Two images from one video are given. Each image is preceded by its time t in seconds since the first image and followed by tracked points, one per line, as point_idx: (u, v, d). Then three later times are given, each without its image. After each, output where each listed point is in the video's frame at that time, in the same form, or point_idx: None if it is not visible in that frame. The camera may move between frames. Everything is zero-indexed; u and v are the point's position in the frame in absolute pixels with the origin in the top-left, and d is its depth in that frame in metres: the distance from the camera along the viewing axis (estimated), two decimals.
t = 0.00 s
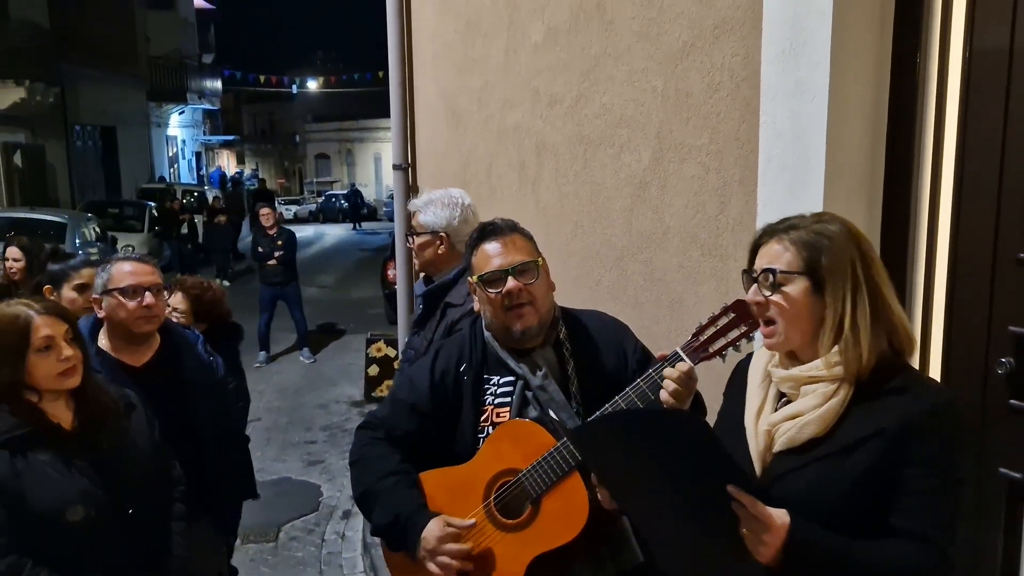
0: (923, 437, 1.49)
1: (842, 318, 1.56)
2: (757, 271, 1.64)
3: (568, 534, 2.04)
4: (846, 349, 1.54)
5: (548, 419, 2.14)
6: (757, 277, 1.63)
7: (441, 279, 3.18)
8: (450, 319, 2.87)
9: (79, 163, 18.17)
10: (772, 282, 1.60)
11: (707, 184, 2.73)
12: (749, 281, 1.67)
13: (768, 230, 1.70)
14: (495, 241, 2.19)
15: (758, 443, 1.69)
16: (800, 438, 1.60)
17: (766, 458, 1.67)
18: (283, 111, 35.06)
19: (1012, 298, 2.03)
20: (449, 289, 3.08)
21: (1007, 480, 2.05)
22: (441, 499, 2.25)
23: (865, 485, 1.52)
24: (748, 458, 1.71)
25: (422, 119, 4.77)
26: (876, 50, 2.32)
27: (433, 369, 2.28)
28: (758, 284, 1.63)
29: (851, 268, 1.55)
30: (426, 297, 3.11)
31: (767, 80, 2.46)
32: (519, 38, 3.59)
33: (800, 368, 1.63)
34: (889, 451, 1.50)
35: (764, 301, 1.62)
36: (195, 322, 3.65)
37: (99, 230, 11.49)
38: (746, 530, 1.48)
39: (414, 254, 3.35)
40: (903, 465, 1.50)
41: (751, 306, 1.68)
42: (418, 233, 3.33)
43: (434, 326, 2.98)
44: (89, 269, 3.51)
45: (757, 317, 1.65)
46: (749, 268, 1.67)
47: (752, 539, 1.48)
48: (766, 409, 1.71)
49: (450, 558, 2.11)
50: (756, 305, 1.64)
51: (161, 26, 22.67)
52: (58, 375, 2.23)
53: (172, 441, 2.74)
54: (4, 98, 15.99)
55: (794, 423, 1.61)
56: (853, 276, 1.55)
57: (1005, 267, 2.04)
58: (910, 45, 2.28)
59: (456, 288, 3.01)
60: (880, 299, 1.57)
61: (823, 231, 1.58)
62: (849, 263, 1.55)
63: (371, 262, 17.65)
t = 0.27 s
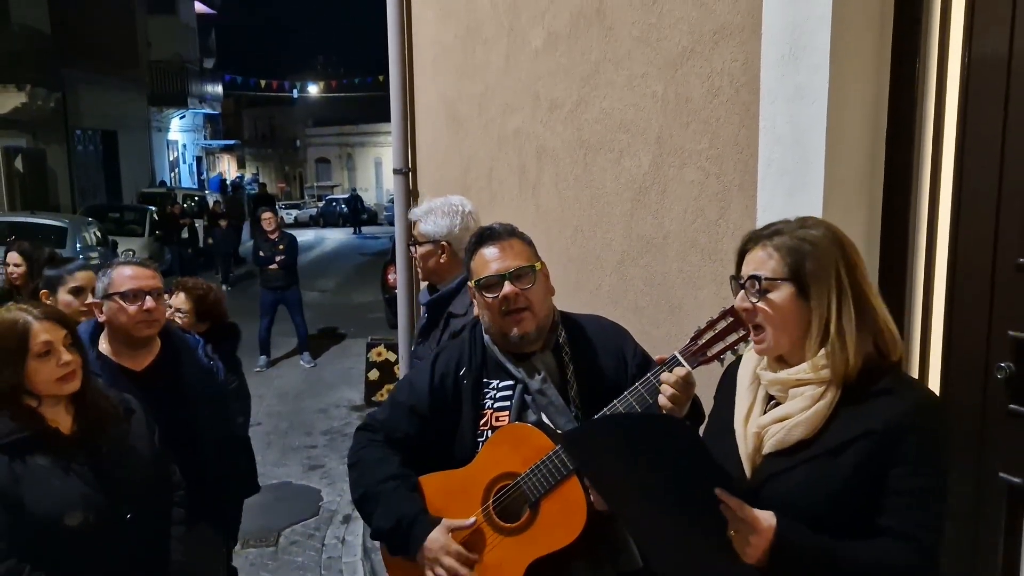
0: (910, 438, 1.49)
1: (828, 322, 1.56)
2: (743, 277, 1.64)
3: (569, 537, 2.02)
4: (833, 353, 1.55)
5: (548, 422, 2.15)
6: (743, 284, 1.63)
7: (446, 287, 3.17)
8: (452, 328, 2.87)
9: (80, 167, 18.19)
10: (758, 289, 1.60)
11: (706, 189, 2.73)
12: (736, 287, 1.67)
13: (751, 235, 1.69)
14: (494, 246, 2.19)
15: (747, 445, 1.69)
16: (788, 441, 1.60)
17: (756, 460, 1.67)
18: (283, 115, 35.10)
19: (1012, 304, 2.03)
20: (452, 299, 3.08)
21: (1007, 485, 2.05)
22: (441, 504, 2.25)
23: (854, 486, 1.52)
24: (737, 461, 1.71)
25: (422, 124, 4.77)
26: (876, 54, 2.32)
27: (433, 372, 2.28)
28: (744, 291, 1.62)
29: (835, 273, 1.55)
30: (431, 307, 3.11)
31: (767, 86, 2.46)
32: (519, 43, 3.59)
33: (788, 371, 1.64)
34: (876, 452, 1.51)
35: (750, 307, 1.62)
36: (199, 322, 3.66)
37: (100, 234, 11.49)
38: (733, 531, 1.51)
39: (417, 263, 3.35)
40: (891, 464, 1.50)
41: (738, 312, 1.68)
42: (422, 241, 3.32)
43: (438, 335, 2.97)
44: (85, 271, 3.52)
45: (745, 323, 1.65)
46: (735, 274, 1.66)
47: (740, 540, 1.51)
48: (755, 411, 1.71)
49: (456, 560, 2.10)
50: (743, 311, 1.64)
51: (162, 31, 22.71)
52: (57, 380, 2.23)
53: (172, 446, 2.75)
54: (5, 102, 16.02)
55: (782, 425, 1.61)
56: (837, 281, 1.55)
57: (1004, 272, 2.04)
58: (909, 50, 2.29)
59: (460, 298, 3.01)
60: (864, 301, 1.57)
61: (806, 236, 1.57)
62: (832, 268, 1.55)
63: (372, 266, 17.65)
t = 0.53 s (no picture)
0: (903, 439, 1.49)
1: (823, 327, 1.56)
2: (739, 285, 1.65)
3: (569, 542, 2.04)
4: (827, 357, 1.55)
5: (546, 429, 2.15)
6: (740, 293, 1.64)
7: (447, 293, 3.18)
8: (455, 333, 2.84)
9: (81, 172, 18.21)
10: (753, 297, 1.61)
11: (707, 194, 2.74)
12: (733, 295, 1.68)
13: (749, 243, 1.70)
14: (492, 251, 2.18)
15: (746, 450, 1.70)
16: (786, 445, 1.60)
17: (756, 464, 1.68)
18: (284, 120, 35.14)
19: (1013, 308, 2.03)
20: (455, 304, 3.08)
21: (1009, 490, 2.05)
22: (440, 510, 2.25)
23: (849, 488, 1.52)
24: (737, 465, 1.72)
25: (423, 128, 4.78)
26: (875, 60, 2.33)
27: (434, 377, 2.28)
28: (741, 300, 1.64)
29: (828, 278, 1.55)
30: (433, 313, 3.14)
31: (768, 91, 2.47)
32: (520, 48, 3.60)
33: (785, 376, 1.64)
34: (871, 455, 1.51)
35: (747, 315, 1.63)
36: (207, 326, 3.66)
37: (101, 239, 11.50)
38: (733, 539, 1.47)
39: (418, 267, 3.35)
40: (885, 468, 1.50)
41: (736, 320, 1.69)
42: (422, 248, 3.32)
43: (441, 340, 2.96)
44: (81, 277, 3.51)
45: (742, 330, 1.66)
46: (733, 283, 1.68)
47: (739, 549, 1.47)
48: (754, 414, 1.73)
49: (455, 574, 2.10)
50: (740, 320, 1.65)
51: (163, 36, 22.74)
52: (57, 384, 2.23)
53: (172, 451, 2.74)
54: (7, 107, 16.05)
55: (780, 430, 1.62)
56: (830, 287, 1.55)
57: (1005, 277, 2.04)
58: (908, 55, 2.29)
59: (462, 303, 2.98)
60: (859, 305, 1.57)
61: (798, 242, 1.59)
62: (825, 274, 1.55)
63: (373, 271, 17.65)
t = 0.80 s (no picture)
0: (912, 447, 1.49)
1: (836, 332, 1.58)
2: (752, 289, 1.65)
3: (570, 547, 2.03)
4: (840, 362, 1.56)
5: (547, 433, 2.16)
6: (751, 296, 1.64)
7: (444, 295, 3.18)
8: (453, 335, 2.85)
9: (82, 177, 18.25)
10: (766, 300, 1.62)
11: (707, 199, 2.74)
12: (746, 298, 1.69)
13: (760, 247, 1.71)
14: (492, 254, 2.19)
15: (755, 456, 1.69)
16: (796, 451, 1.60)
17: (764, 471, 1.68)
18: (285, 125, 35.19)
19: (1013, 313, 2.03)
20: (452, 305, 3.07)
21: (1010, 495, 2.04)
22: (441, 514, 2.24)
23: (858, 495, 1.52)
24: (747, 471, 1.72)
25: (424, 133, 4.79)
26: (875, 64, 2.33)
27: (434, 383, 2.28)
28: (753, 303, 1.64)
29: (841, 283, 1.56)
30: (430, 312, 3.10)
31: (768, 97, 2.48)
32: (521, 54, 3.61)
33: (795, 382, 1.64)
34: (881, 462, 1.51)
35: (759, 318, 1.63)
36: (213, 331, 3.68)
37: (102, 244, 11.52)
38: (743, 542, 1.49)
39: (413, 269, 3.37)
40: (895, 475, 1.49)
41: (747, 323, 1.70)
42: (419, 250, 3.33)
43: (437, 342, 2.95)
44: (83, 281, 3.51)
45: (754, 333, 1.67)
46: (744, 286, 1.68)
47: (747, 551, 1.49)
48: (764, 421, 1.72)
49: None
50: (751, 323, 1.65)
51: (165, 41, 22.79)
52: (58, 389, 2.23)
53: (174, 456, 2.74)
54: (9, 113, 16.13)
55: (791, 435, 1.62)
56: (843, 291, 1.56)
57: (1005, 281, 2.04)
58: (908, 61, 2.30)
59: (461, 304, 3.00)
60: (872, 312, 1.58)
61: (812, 246, 1.59)
62: (838, 278, 1.56)
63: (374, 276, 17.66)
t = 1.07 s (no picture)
0: (934, 460, 1.47)
1: (855, 340, 1.57)
2: (766, 297, 1.64)
3: (570, 549, 2.02)
4: (861, 370, 1.55)
5: (549, 437, 2.14)
6: (767, 305, 1.64)
7: (436, 297, 3.18)
8: (445, 335, 2.89)
9: (83, 181, 18.27)
10: (783, 309, 1.61)
11: (708, 204, 2.74)
12: (760, 307, 1.68)
13: (774, 254, 1.70)
14: (492, 259, 2.20)
15: (771, 464, 1.70)
16: (813, 459, 1.60)
17: (780, 479, 1.68)
18: (286, 129, 35.23)
19: (1014, 318, 2.02)
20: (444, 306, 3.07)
21: (1012, 501, 2.04)
22: (442, 512, 2.25)
23: (876, 505, 1.52)
24: (760, 475, 1.73)
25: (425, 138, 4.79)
26: (875, 68, 2.32)
27: (433, 388, 2.28)
28: (769, 312, 1.63)
29: (859, 291, 1.56)
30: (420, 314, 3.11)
31: (768, 101, 2.48)
32: (522, 59, 3.62)
33: (813, 390, 1.64)
34: (902, 473, 1.50)
35: (776, 327, 1.62)
36: (212, 336, 3.67)
37: (103, 248, 11.53)
38: (763, 552, 1.50)
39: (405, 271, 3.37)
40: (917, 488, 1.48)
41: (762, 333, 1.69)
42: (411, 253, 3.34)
43: (429, 341, 2.96)
44: (83, 286, 3.50)
45: (770, 342, 1.65)
46: (759, 294, 1.68)
47: (768, 562, 1.50)
48: (780, 429, 1.73)
49: None
50: (768, 332, 1.64)
51: (166, 46, 22.83)
52: (57, 393, 2.23)
53: (174, 461, 2.74)
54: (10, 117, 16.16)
55: (808, 444, 1.62)
56: (862, 298, 1.56)
57: (1005, 285, 2.04)
58: (909, 66, 2.30)
59: (451, 304, 3.02)
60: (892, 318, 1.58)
61: (829, 253, 1.58)
62: (856, 285, 1.56)
63: (374, 280, 17.65)
